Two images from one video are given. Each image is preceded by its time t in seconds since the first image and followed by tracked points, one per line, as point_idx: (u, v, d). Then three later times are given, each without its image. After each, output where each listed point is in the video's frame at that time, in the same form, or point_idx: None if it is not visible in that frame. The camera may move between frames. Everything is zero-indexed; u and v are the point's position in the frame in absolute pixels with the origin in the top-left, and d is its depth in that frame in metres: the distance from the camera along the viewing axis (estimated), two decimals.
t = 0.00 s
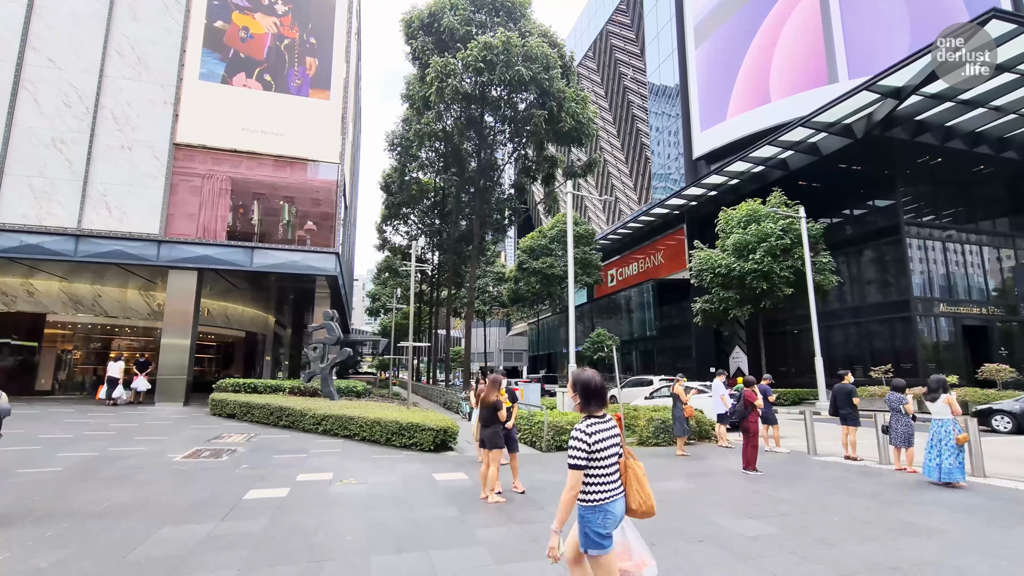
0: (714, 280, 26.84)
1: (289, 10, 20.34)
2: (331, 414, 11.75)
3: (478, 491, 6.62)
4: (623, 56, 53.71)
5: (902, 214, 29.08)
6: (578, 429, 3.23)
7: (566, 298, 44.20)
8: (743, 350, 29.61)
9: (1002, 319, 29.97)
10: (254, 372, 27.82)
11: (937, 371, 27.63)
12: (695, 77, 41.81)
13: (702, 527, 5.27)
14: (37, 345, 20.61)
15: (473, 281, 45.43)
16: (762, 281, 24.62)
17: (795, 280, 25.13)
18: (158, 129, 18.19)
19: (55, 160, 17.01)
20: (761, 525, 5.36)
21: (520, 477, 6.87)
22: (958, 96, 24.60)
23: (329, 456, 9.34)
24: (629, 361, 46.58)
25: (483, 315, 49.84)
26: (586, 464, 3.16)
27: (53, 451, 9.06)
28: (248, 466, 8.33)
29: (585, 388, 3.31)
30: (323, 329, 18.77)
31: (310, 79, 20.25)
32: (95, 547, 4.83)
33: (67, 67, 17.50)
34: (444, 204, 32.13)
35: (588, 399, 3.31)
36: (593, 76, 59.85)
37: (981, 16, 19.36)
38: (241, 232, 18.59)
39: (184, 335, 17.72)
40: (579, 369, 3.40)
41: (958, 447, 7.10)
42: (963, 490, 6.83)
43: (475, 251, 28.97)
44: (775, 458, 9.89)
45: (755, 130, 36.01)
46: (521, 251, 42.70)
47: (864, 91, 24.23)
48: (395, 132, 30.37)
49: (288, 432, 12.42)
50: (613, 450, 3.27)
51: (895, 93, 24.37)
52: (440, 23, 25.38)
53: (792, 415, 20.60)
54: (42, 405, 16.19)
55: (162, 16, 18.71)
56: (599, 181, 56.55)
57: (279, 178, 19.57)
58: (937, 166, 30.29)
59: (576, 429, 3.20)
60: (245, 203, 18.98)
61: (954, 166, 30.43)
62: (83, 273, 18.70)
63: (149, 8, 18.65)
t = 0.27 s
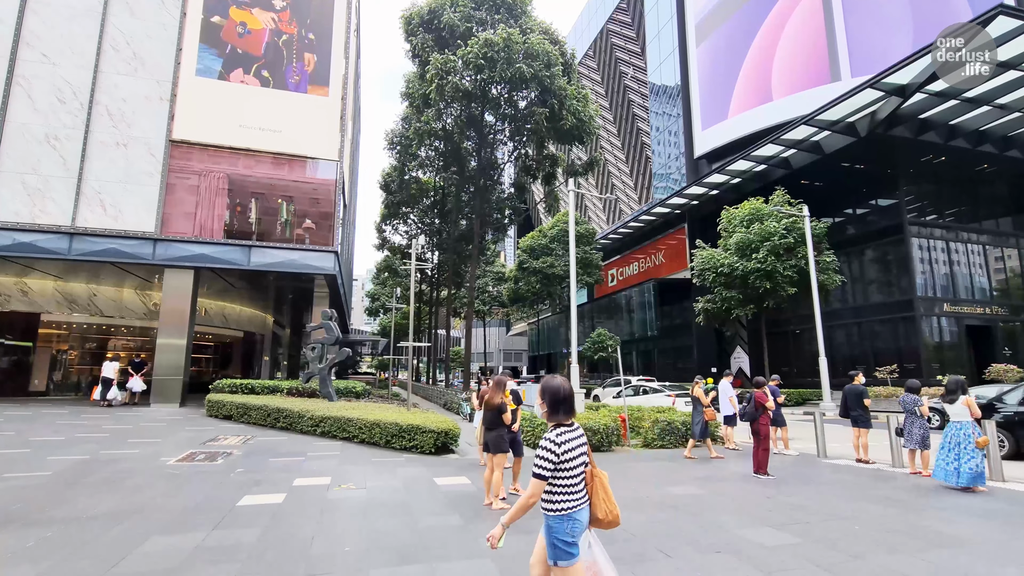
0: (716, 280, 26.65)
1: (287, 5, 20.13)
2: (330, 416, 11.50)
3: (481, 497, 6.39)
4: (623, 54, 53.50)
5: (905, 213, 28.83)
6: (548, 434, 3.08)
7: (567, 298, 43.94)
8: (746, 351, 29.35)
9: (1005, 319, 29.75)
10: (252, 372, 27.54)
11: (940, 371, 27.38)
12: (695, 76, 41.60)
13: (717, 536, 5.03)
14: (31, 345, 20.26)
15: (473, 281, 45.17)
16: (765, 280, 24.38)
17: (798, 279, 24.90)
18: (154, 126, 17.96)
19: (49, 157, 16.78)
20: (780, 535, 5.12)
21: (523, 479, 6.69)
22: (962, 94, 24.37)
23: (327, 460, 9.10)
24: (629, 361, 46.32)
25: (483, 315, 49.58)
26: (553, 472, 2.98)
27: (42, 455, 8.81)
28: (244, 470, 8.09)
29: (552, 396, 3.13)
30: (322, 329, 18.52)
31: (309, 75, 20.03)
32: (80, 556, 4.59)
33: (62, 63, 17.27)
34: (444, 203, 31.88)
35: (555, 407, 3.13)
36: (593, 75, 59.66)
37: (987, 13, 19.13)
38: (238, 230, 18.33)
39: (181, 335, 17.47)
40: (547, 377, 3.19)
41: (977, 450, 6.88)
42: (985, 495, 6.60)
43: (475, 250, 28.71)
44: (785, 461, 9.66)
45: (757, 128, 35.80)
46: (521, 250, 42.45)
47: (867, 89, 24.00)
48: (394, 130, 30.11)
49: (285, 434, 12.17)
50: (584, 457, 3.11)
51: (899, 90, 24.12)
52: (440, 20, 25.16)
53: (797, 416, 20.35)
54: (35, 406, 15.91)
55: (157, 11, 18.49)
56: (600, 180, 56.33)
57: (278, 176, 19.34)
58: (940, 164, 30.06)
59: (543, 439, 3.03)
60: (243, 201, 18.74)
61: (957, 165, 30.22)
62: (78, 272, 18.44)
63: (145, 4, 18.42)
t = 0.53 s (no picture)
0: (719, 280, 26.41)
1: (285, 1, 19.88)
2: (328, 419, 11.23)
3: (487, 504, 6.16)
4: (624, 53, 53.26)
5: (909, 212, 28.54)
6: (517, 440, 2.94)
7: (567, 298, 43.63)
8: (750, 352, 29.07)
9: (1010, 319, 29.50)
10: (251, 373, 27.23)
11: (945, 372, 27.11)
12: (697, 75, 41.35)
13: (737, 550, 4.75)
14: (25, 345, 20.03)
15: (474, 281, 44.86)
16: (769, 280, 24.11)
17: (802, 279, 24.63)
18: (151, 122, 17.71)
19: (43, 155, 16.52)
20: (803, 549, 4.85)
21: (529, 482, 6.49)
22: (968, 92, 24.08)
23: (325, 465, 8.82)
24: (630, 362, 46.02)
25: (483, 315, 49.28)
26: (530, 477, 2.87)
27: (32, 460, 8.54)
28: (239, 476, 7.82)
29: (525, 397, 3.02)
30: (321, 330, 18.24)
31: (307, 72, 19.77)
32: (62, 571, 4.33)
33: (56, 58, 17.02)
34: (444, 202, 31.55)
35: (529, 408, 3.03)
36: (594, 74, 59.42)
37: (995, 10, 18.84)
38: (235, 229, 18.04)
39: (177, 336, 17.17)
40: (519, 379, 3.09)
41: (1001, 455, 6.68)
42: (1010, 504, 6.34)
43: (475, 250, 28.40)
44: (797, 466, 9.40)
45: (759, 127, 35.57)
46: (522, 250, 42.14)
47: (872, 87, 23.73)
48: (394, 129, 29.79)
49: (283, 438, 11.90)
50: (556, 459, 3.03)
51: (904, 89, 23.87)
52: (441, 17, 24.87)
53: (803, 418, 20.06)
54: (29, 408, 15.62)
55: (154, 6, 18.24)
56: (601, 180, 56.05)
57: (276, 174, 19.10)
58: (944, 163, 29.80)
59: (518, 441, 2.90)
60: (241, 199, 18.47)
61: (961, 165, 29.98)
62: (73, 272, 18.15)
63: None
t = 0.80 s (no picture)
0: (722, 279, 26.18)
1: None
2: (327, 420, 10.98)
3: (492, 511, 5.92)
4: (625, 52, 53.05)
5: (913, 210, 28.24)
6: (476, 450, 2.75)
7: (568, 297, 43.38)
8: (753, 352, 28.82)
9: (1014, 319, 29.26)
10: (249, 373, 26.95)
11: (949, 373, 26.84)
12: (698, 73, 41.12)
13: (758, 561, 4.49)
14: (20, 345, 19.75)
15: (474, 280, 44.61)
16: (772, 279, 23.88)
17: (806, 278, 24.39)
18: (146, 118, 17.46)
19: (37, 151, 16.28)
20: (827, 560, 4.59)
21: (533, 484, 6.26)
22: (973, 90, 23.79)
23: (324, 468, 8.58)
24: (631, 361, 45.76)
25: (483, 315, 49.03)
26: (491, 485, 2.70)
27: (21, 463, 8.29)
28: (234, 480, 7.58)
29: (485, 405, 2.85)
30: (319, 329, 17.99)
31: (306, 67, 19.55)
32: None
33: (50, 53, 16.77)
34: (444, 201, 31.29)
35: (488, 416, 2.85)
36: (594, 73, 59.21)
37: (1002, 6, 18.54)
38: (232, 227, 17.77)
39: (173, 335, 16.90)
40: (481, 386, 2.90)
41: None
42: None
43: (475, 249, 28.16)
44: (808, 469, 9.16)
45: (761, 125, 35.35)
46: (523, 249, 41.89)
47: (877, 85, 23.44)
48: (394, 127, 29.53)
49: (281, 439, 11.65)
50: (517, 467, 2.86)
51: (909, 86, 23.62)
52: (441, 13, 24.64)
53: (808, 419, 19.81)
54: (22, 409, 15.36)
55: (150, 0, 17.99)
56: (601, 180, 55.83)
57: (274, 172, 18.85)
58: (947, 162, 29.51)
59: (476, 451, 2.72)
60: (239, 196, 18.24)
61: (965, 163, 29.73)
62: (68, 270, 17.88)
63: None
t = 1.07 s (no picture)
0: (724, 279, 25.94)
1: None
2: (325, 424, 10.73)
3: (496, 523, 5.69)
4: (625, 51, 52.82)
5: (916, 210, 27.96)
6: (429, 457, 2.72)
7: (568, 297, 43.11)
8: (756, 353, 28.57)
9: (1018, 319, 29.03)
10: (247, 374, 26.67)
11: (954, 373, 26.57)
12: (699, 72, 40.93)
13: None
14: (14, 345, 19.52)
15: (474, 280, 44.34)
16: (776, 279, 23.64)
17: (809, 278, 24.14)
18: (142, 115, 17.22)
19: (30, 149, 16.03)
20: None
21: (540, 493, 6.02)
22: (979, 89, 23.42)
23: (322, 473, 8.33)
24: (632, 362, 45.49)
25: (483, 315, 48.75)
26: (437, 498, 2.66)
27: (9, 468, 8.06)
28: (229, 486, 7.33)
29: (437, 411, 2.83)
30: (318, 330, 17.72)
31: (305, 64, 19.32)
32: None
33: (44, 48, 16.51)
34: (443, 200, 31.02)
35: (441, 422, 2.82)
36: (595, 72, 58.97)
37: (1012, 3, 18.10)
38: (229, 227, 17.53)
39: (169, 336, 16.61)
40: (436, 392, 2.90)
41: None
42: None
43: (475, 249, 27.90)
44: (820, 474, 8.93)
45: (763, 125, 35.14)
46: (523, 249, 41.64)
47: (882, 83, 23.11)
48: (393, 126, 29.27)
49: (279, 443, 11.41)
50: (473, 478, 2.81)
51: (913, 85, 23.35)
52: (441, 10, 24.40)
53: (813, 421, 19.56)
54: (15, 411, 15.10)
55: None
56: (602, 179, 55.56)
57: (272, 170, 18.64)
58: (951, 161, 29.27)
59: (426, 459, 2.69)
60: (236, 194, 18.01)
61: (968, 162, 29.51)
62: (63, 270, 17.62)
63: None
